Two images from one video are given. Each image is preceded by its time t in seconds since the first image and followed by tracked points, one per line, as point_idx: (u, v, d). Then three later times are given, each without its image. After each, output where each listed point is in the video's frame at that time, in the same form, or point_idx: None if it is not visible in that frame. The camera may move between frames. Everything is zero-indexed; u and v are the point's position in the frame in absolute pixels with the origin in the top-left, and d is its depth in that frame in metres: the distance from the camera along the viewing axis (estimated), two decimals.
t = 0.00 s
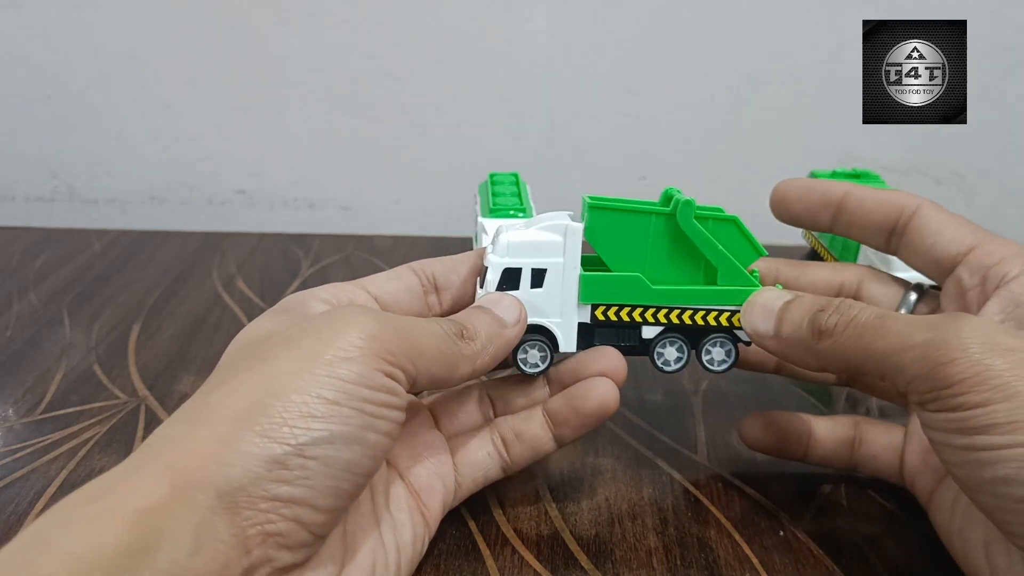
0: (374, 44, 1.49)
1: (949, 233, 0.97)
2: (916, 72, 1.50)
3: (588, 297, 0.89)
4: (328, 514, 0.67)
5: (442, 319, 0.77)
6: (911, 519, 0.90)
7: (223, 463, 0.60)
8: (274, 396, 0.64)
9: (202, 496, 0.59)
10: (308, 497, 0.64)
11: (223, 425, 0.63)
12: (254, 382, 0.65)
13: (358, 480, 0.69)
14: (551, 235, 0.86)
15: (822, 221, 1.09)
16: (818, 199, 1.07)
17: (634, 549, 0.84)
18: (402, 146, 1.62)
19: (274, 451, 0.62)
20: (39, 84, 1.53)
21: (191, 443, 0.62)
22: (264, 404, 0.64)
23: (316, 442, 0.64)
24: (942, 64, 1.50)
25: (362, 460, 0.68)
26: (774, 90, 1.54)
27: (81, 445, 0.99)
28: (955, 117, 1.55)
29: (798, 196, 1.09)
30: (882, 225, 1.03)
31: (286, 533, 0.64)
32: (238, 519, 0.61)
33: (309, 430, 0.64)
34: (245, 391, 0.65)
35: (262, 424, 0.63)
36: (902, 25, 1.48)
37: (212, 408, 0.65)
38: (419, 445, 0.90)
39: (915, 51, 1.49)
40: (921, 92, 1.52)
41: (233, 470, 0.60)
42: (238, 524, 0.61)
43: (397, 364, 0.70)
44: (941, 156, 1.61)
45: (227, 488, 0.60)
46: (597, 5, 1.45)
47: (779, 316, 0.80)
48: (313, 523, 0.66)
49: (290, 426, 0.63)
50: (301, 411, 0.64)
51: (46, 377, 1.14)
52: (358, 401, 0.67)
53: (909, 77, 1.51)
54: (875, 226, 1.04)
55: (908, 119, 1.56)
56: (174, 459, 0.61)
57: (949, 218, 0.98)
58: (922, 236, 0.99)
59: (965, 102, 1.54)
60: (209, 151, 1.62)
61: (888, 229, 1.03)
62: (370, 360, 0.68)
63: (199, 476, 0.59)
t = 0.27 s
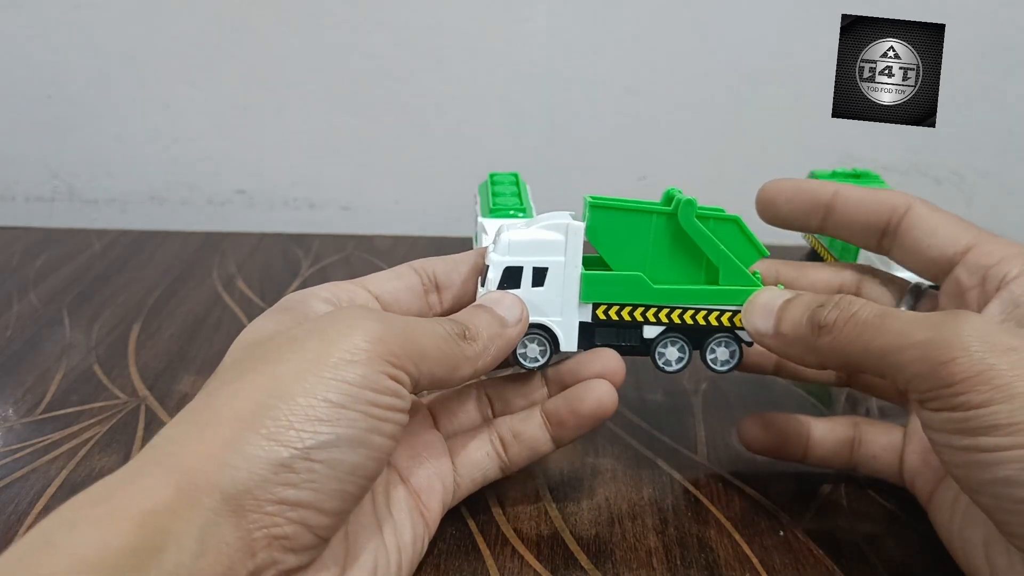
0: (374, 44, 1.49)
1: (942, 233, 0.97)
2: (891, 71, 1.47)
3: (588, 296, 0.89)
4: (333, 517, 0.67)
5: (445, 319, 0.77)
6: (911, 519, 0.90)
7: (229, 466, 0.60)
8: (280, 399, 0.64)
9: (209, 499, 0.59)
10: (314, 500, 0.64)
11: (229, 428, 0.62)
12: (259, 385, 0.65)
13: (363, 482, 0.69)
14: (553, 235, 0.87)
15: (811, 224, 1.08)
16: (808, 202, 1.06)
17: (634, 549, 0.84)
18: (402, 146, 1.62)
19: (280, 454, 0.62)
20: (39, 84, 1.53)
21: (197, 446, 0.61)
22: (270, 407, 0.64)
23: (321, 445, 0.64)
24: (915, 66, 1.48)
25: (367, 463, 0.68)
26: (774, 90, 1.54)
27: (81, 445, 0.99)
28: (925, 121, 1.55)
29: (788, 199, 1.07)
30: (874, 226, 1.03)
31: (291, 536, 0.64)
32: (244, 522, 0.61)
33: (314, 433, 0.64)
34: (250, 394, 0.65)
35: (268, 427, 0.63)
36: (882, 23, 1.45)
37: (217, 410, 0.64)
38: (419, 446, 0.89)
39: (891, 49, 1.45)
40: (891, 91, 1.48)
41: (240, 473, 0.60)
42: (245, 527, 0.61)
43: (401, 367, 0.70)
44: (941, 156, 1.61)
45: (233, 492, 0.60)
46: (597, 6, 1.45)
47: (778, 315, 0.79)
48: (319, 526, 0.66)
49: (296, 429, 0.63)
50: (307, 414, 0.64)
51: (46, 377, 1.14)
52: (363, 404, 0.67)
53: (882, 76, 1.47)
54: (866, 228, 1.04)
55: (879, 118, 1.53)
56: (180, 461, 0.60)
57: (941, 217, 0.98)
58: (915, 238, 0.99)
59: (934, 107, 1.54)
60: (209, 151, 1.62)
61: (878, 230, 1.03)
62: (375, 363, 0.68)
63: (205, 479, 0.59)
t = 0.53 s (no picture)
0: (374, 44, 1.49)
1: (935, 245, 0.97)
2: (897, 71, 1.46)
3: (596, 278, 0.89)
4: (331, 512, 0.68)
5: (443, 305, 0.77)
6: (912, 519, 0.90)
7: (225, 464, 0.60)
8: (274, 395, 0.64)
9: (207, 498, 0.59)
10: (312, 495, 0.65)
11: (225, 426, 0.62)
12: (253, 382, 0.65)
13: (361, 477, 0.69)
14: (559, 218, 0.88)
15: (805, 237, 1.06)
16: (800, 214, 1.05)
17: (634, 549, 0.84)
18: (402, 146, 1.62)
19: (276, 450, 0.62)
20: (39, 84, 1.53)
21: (193, 444, 0.61)
22: (265, 404, 0.64)
23: (317, 439, 0.64)
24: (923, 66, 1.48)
25: (364, 457, 0.68)
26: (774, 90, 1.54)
27: (81, 445, 0.99)
28: (933, 121, 1.55)
29: (777, 213, 1.07)
30: (867, 239, 1.02)
31: (291, 532, 0.64)
32: (243, 520, 0.61)
33: (310, 427, 0.64)
34: (244, 390, 0.65)
35: (263, 423, 0.63)
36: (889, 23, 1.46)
37: (212, 408, 0.64)
38: (416, 444, 0.90)
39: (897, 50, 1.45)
40: (900, 92, 1.47)
41: (236, 470, 0.60)
42: (244, 525, 0.61)
43: (396, 359, 0.71)
44: (941, 156, 1.61)
45: (231, 489, 0.60)
46: (597, 6, 1.45)
47: (787, 299, 0.79)
48: (318, 522, 0.67)
49: (291, 424, 0.63)
50: (301, 409, 0.64)
51: (46, 377, 1.14)
52: (358, 398, 0.67)
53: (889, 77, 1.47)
54: (859, 241, 1.03)
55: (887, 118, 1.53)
56: (177, 460, 0.60)
57: (936, 227, 0.98)
58: (911, 247, 0.99)
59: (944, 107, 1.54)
60: (209, 151, 1.62)
61: (873, 242, 1.02)
62: (369, 356, 0.68)
63: (202, 477, 0.59)
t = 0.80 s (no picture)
0: (374, 44, 1.49)
1: (938, 247, 0.97)
2: (931, 71, 1.46)
3: (596, 274, 0.88)
4: (330, 511, 0.68)
5: (440, 304, 0.77)
6: (912, 519, 0.90)
7: (223, 462, 0.60)
8: (271, 394, 0.64)
9: (205, 496, 0.59)
10: (310, 494, 0.65)
11: (223, 424, 0.63)
12: (250, 381, 0.65)
13: (359, 475, 0.69)
14: (560, 216, 0.89)
15: (808, 242, 1.07)
16: (801, 220, 1.06)
17: (634, 549, 0.84)
18: (403, 146, 1.62)
19: (273, 448, 0.62)
20: (39, 84, 1.53)
21: (191, 443, 0.61)
22: (262, 402, 0.64)
23: (315, 438, 0.64)
24: (955, 63, 1.47)
25: (362, 455, 0.69)
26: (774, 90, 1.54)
27: (81, 445, 0.99)
28: (973, 114, 1.54)
29: (780, 219, 1.08)
30: (870, 242, 1.02)
31: (290, 531, 0.64)
32: (241, 518, 0.61)
33: (307, 425, 0.64)
34: (242, 389, 0.65)
35: (261, 422, 0.63)
36: (916, 26, 1.47)
37: (209, 407, 0.64)
38: (414, 444, 0.90)
39: (928, 51, 1.46)
40: (936, 92, 1.48)
41: (234, 468, 0.60)
42: (242, 524, 0.61)
43: (394, 357, 0.71)
44: (942, 156, 1.61)
45: (229, 488, 0.60)
46: (597, 6, 1.45)
47: (789, 295, 0.79)
48: (316, 520, 0.67)
49: (288, 422, 0.63)
50: (298, 408, 0.64)
51: (46, 377, 1.14)
52: (356, 396, 0.67)
53: (923, 77, 1.48)
54: (862, 245, 1.03)
55: (927, 118, 1.53)
56: (175, 459, 0.60)
57: (939, 229, 0.97)
58: (913, 250, 0.99)
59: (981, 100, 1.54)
60: (209, 151, 1.62)
61: (876, 246, 1.02)
62: (366, 354, 0.68)
63: (200, 476, 0.59)
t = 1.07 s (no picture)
0: (374, 44, 1.49)
1: (940, 248, 0.97)
2: (944, 70, 1.47)
3: (597, 275, 0.88)
4: (329, 510, 0.68)
5: (440, 303, 0.77)
6: (912, 519, 0.90)
7: (222, 462, 0.60)
8: (270, 394, 0.64)
9: (204, 496, 0.59)
10: (309, 493, 0.65)
11: (222, 424, 0.63)
12: (249, 381, 0.65)
13: (359, 474, 0.69)
14: (559, 216, 0.89)
15: (810, 242, 1.07)
16: (804, 219, 1.05)
17: (634, 549, 0.84)
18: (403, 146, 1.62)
19: (272, 448, 0.62)
20: (38, 84, 1.53)
21: (190, 443, 0.61)
22: (262, 402, 0.64)
23: (314, 437, 0.64)
24: (968, 61, 1.47)
25: (362, 455, 0.68)
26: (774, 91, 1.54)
27: (81, 445, 0.99)
28: (987, 111, 1.54)
29: (783, 218, 1.08)
30: (872, 243, 1.02)
31: (289, 531, 0.64)
32: (240, 518, 0.61)
33: (306, 425, 0.64)
34: (241, 389, 0.65)
35: (260, 421, 0.63)
36: (926, 26, 1.47)
37: (209, 407, 0.64)
38: (414, 443, 0.90)
39: (940, 50, 1.46)
40: (950, 91, 1.47)
41: (233, 468, 0.60)
42: (241, 524, 0.61)
43: (393, 356, 0.71)
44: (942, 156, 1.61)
45: (228, 487, 0.60)
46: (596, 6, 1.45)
47: (790, 295, 0.79)
48: (315, 520, 0.67)
49: (286, 422, 0.63)
50: (298, 407, 0.64)
51: (46, 377, 1.14)
52: (355, 396, 0.67)
53: (936, 77, 1.48)
54: (863, 245, 1.03)
55: (941, 117, 1.52)
56: (175, 459, 0.60)
57: (941, 230, 0.97)
58: (916, 250, 0.99)
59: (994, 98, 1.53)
60: (209, 151, 1.62)
61: (879, 245, 1.02)
62: (365, 354, 0.68)
63: (200, 476, 0.59)
